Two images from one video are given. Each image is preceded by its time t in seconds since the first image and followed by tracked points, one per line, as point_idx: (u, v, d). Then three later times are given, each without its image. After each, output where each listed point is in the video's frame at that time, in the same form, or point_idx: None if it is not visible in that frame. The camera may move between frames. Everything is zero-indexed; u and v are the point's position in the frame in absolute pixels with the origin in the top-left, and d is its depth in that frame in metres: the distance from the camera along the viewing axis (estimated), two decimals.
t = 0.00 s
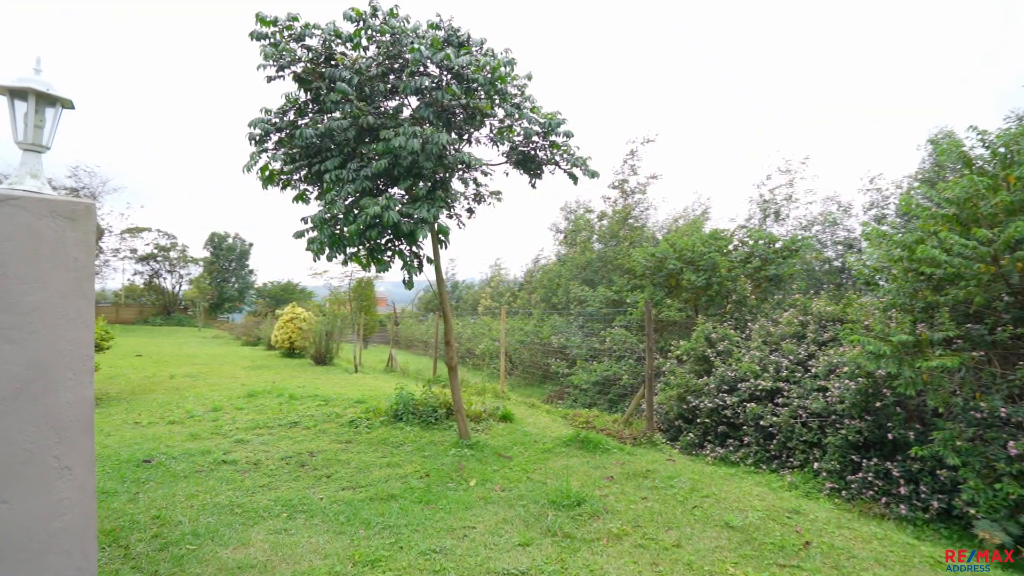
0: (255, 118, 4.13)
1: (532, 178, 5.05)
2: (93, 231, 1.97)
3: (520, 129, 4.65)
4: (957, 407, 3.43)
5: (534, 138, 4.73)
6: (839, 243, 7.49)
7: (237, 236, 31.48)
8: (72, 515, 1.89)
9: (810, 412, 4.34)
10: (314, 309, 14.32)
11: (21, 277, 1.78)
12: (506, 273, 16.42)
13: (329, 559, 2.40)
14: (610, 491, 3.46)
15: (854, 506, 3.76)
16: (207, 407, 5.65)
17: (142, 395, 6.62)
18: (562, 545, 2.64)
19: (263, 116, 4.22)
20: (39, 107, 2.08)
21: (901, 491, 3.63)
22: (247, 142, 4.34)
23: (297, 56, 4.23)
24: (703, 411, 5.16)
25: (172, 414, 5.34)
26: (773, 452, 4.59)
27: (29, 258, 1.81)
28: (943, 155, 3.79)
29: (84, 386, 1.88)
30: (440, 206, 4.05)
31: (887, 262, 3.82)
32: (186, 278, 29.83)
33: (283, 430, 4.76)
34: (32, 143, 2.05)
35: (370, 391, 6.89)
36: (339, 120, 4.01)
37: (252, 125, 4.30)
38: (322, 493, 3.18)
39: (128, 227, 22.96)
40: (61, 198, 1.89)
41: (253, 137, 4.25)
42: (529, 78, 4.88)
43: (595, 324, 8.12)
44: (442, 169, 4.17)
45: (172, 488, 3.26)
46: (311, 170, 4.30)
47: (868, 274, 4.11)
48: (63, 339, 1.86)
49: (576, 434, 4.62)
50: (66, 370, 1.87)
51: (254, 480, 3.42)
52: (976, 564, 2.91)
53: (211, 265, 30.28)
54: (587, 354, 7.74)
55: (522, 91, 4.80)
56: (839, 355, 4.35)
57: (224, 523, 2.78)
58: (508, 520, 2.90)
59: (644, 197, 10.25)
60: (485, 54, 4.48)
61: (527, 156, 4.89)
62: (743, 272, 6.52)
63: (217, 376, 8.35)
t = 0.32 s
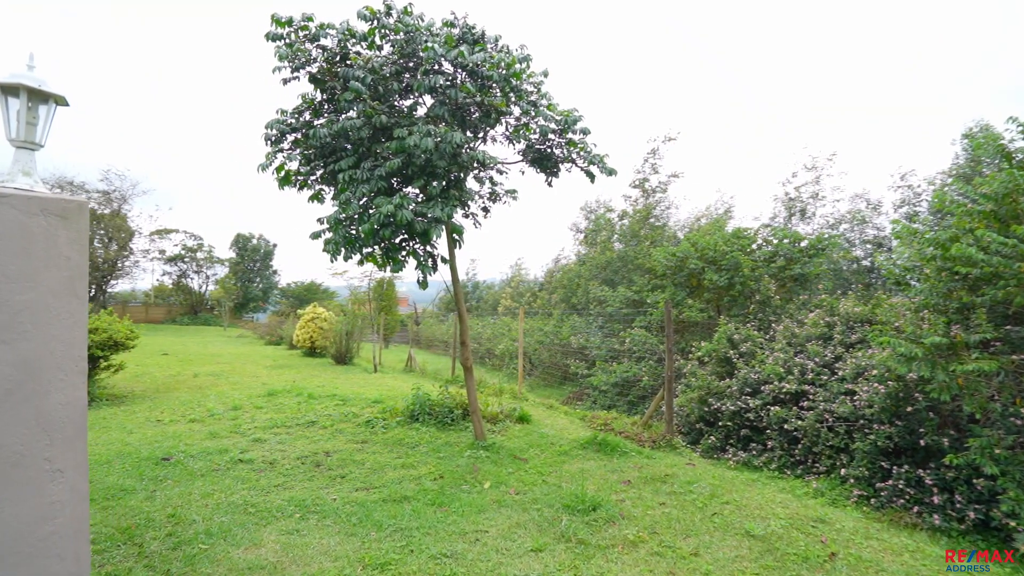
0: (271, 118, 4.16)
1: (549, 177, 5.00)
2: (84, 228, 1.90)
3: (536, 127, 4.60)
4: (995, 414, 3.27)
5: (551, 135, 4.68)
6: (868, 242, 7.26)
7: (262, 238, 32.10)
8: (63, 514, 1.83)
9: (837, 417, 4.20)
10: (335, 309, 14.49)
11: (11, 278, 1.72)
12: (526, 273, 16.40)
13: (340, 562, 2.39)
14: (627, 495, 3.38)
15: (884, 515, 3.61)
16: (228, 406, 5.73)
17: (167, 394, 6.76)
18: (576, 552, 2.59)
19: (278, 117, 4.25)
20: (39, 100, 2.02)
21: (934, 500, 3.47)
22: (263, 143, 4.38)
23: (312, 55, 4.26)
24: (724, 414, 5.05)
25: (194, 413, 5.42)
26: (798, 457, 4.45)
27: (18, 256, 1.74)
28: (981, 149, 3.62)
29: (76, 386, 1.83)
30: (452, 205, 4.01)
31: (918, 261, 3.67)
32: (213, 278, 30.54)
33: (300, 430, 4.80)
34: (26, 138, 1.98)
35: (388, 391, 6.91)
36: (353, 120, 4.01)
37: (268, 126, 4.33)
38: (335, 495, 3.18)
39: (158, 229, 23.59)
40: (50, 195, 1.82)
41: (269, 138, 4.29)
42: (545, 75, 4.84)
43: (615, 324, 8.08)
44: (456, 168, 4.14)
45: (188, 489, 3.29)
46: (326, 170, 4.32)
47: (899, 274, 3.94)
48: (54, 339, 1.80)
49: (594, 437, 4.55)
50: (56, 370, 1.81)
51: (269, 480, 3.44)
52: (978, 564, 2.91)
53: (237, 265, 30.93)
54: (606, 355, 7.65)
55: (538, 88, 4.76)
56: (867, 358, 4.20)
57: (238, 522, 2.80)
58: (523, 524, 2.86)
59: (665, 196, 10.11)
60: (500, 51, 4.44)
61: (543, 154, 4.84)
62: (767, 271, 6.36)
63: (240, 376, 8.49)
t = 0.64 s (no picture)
0: (286, 118, 4.19)
1: (565, 175, 4.96)
2: (80, 226, 1.86)
3: (552, 125, 4.57)
4: None
5: (567, 133, 4.64)
6: (898, 241, 7.02)
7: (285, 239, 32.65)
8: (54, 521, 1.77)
9: (864, 421, 4.05)
10: (355, 309, 14.64)
11: (6, 276, 1.67)
12: (545, 274, 16.33)
13: (349, 564, 2.38)
14: (643, 500, 3.32)
15: (914, 525, 3.47)
16: (247, 404, 5.82)
17: (189, 392, 6.89)
18: (589, 558, 2.53)
19: (294, 117, 4.28)
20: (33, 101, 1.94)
21: (968, 511, 3.32)
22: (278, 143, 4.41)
23: (327, 55, 4.28)
24: (746, 417, 4.92)
25: (214, 411, 5.51)
26: (823, 462, 4.32)
27: (12, 255, 1.70)
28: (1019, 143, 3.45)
29: (71, 386, 1.78)
30: (465, 203, 3.99)
31: (952, 260, 3.52)
32: (238, 278, 31.18)
33: (316, 429, 4.83)
34: (18, 134, 1.91)
35: (405, 391, 6.93)
36: (367, 119, 4.02)
37: (283, 126, 4.36)
38: (348, 495, 3.19)
39: (185, 230, 24.17)
40: (45, 193, 1.77)
41: (285, 137, 4.31)
42: (561, 72, 4.80)
43: (634, 324, 8.01)
44: (470, 167, 4.11)
45: (204, 486, 3.33)
46: (341, 170, 4.33)
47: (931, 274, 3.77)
48: (45, 339, 1.75)
49: (611, 440, 4.49)
50: (48, 371, 1.77)
51: (283, 480, 3.45)
52: (978, 564, 2.91)
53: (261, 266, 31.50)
54: (625, 356, 7.56)
55: (554, 85, 4.72)
56: (897, 360, 4.04)
57: (250, 522, 2.81)
58: (535, 528, 2.82)
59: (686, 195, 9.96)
60: (515, 49, 4.41)
61: (560, 152, 4.80)
62: (791, 271, 6.20)
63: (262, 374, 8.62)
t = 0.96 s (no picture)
0: (301, 118, 4.22)
1: (582, 173, 4.91)
2: (71, 221, 1.84)
3: (569, 122, 4.52)
4: None
5: (583, 129, 4.58)
6: (929, 241, 6.72)
7: (307, 240, 33.14)
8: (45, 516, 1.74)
9: (893, 426, 3.90)
10: (375, 308, 14.76)
11: None
12: (565, 274, 16.23)
13: (359, 566, 2.37)
14: (660, 505, 3.24)
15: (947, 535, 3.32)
16: (266, 403, 5.89)
17: (211, 390, 7.02)
18: (603, 565, 2.47)
19: (309, 116, 4.30)
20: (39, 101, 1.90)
21: (1006, 522, 3.16)
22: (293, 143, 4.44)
23: (342, 54, 4.30)
24: (769, 421, 4.79)
25: (233, 409, 5.59)
26: (850, 468, 4.17)
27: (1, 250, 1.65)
28: None
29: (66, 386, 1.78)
30: (479, 202, 3.95)
31: (988, 259, 3.35)
32: (262, 278, 31.75)
33: (333, 428, 4.86)
34: (10, 129, 1.85)
35: (423, 391, 6.93)
36: (381, 117, 4.02)
37: (299, 126, 4.39)
38: (361, 497, 3.18)
39: (210, 231, 24.73)
40: (38, 189, 1.76)
41: (300, 137, 4.34)
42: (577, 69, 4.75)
43: (654, 325, 7.89)
44: (484, 164, 4.08)
45: (219, 485, 3.37)
46: (355, 169, 4.35)
47: (965, 273, 3.61)
48: (36, 339, 1.72)
49: (628, 442, 4.41)
50: (41, 371, 1.73)
51: (297, 479, 3.47)
52: (978, 564, 2.88)
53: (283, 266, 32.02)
54: (645, 356, 7.45)
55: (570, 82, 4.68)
56: (929, 363, 3.88)
57: (262, 521, 2.82)
58: (549, 533, 2.77)
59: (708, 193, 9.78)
60: (531, 46, 4.37)
61: (576, 149, 4.75)
62: (816, 271, 6.02)
63: (282, 373, 8.75)
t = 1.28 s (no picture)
0: (316, 118, 4.25)
1: (598, 171, 4.85)
2: (61, 219, 1.78)
3: (584, 119, 4.46)
4: None
5: (600, 127, 4.53)
6: (962, 239, 6.48)
7: (328, 240, 33.58)
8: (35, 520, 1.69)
9: (924, 432, 3.75)
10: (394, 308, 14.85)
11: None
12: (584, 274, 16.12)
13: (368, 569, 2.35)
14: (678, 511, 3.16)
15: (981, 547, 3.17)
16: (283, 402, 5.95)
17: (231, 389, 7.12)
18: (617, 573, 2.41)
19: (323, 116, 4.33)
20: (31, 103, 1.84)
21: None
22: (308, 143, 4.48)
23: (357, 53, 4.32)
24: (792, 424, 4.67)
25: (251, 408, 5.66)
26: (877, 475, 4.03)
27: None
28: None
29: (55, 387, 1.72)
30: (493, 201, 3.91)
31: None
32: (284, 279, 32.26)
33: (348, 427, 4.89)
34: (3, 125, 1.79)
35: (440, 391, 6.94)
36: (394, 116, 4.02)
37: (314, 126, 4.43)
38: (373, 499, 3.17)
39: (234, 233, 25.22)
40: (25, 187, 1.69)
41: (314, 137, 4.38)
42: (594, 65, 4.70)
43: (674, 326, 7.76)
44: (497, 163, 4.04)
45: (232, 484, 3.40)
46: (369, 168, 4.35)
47: (1000, 273, 3.45)
48: (28, 339, 1.67)
49: (645, 445, 4.33)
50: (31, 372, 1.68)
51: (311, 480, 3.48)
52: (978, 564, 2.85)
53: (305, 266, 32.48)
54: (664, 358, 7.33)
55: (587, 79, 4.63)
56: (962, 367, 3.72)
57: (273, 522, 2.83)
58: (562, 539, 2.72)
59: (729, 192, 9.60)
60: (545, 42, 4.32)
61: (592, 147, 4.69)
62: (841, 271, 5.85)
63: (301, 372, 8.85)
